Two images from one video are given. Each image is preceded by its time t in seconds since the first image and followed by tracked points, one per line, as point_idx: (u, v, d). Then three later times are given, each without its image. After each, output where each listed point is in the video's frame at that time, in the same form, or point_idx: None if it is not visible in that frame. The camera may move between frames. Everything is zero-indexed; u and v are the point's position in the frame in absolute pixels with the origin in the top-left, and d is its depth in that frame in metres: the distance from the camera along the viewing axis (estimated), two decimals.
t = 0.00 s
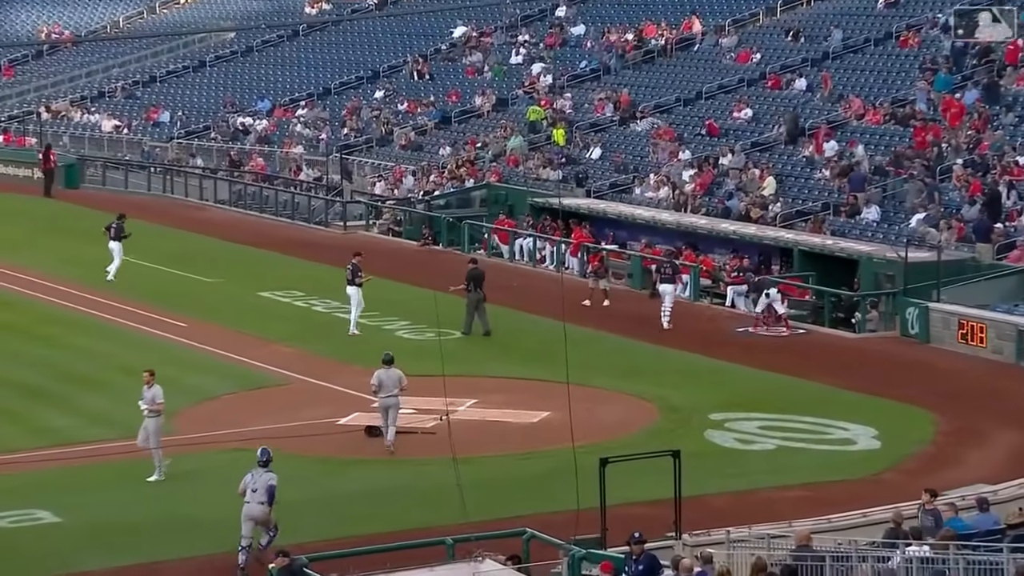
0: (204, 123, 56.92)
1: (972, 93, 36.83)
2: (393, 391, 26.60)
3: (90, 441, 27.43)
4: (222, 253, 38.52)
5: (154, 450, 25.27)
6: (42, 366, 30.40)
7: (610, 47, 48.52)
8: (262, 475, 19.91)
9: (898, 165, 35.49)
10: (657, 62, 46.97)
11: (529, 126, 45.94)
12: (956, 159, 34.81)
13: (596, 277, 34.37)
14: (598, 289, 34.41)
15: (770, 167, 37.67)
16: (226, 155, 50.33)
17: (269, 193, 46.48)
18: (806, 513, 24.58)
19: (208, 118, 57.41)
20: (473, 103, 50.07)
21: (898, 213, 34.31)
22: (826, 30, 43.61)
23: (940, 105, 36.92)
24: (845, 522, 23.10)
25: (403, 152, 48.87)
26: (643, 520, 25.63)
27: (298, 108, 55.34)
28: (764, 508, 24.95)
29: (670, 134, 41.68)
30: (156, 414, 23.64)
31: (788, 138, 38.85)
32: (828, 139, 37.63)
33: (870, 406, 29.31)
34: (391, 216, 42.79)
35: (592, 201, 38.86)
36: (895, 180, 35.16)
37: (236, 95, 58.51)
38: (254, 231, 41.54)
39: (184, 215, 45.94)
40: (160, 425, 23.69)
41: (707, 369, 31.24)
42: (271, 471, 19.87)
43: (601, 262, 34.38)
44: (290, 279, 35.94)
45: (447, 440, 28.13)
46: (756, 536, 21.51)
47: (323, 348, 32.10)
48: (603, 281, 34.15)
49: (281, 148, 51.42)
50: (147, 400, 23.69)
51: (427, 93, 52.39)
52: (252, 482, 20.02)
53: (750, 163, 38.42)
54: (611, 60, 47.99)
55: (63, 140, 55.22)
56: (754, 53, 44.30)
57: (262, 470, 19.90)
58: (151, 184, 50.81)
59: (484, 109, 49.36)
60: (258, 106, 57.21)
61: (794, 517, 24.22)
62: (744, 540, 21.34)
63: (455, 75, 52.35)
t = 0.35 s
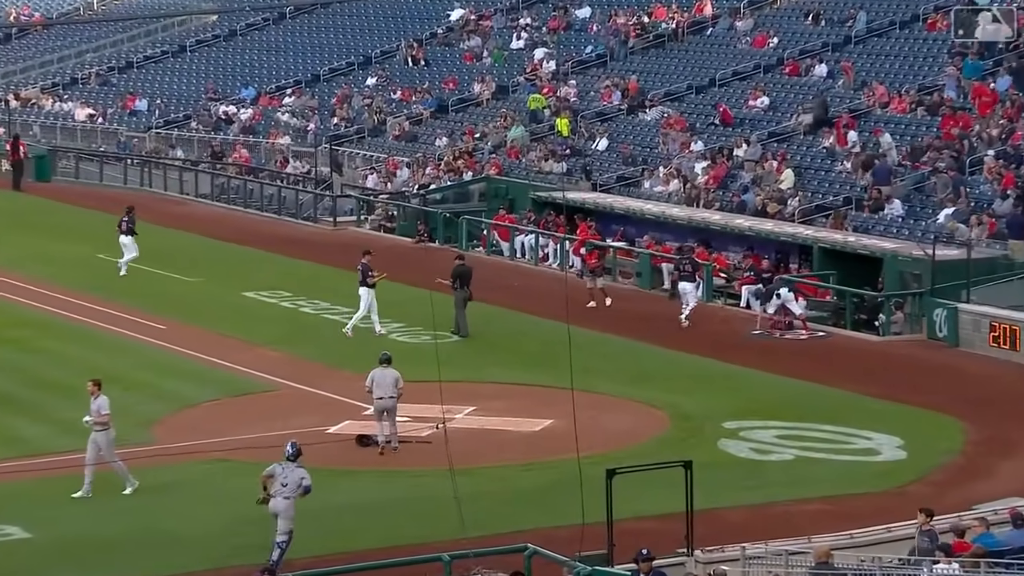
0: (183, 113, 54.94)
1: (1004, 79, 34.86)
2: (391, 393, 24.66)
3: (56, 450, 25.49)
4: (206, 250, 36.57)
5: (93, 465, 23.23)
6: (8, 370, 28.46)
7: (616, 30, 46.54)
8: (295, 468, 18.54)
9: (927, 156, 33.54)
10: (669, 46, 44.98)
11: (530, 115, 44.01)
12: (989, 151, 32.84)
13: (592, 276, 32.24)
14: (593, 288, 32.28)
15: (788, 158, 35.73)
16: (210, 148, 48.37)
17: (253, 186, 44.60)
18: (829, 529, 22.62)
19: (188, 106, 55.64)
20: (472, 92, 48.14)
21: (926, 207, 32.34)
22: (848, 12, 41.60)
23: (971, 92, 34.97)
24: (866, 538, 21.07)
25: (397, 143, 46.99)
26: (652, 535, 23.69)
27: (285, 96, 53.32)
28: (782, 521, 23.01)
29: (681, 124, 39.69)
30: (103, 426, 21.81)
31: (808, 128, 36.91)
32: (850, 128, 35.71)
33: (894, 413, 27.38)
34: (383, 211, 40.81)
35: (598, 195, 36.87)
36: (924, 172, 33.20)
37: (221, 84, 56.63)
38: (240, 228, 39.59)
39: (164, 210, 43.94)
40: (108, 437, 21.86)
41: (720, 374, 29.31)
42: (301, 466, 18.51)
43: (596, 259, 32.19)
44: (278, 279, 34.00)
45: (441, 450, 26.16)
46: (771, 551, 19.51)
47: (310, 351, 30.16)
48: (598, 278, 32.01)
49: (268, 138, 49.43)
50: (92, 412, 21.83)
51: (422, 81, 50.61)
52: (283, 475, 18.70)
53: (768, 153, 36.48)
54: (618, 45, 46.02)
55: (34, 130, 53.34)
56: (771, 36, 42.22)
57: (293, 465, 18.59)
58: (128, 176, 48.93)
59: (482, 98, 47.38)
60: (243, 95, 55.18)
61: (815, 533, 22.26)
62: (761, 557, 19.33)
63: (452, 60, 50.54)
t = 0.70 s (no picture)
0: (166, 101, 52.84)
1: None
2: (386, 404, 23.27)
3: (23, 459, 23.76)
4: (191, 248, 34.83)
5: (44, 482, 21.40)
6: None
7: (624, 14, 44.93)
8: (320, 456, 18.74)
9: (955, 148, 31.89)
10: (680, 31, 43.35)
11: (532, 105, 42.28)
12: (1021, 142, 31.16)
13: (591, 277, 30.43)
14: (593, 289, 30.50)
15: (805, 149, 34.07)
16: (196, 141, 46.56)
17: (240, 180, 42.91)
18: (854, 543, 20.92)
19: (169, 94, 53.54)
20: (471, 79, 46.38)
21: (953, 203, 30.67)
22: None
23: (1001, 80, 33.32)
24: (892, 553, 19.35)
25: (391, 134, 44.94)
26: (663, 551, 21.97)
27: (273, 84, 51.36)
28: (803, 535, 21.28)
29: (694, 113, 37.95)
30: (51, 434, 19.95)
31: (829, 119, 35.36)
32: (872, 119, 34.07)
33: (919, 420, 25.70)
34: (376, 207, 39.17)
35: (606, 189, 35.12)
36: (951, 165, 31.55)
37: (208, 74, 54.77)
38: (227, 225, 37.84)
39: (145, 205, 42.12)
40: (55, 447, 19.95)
41: (734, 379, 27.60)
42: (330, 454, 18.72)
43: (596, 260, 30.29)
44: (267, 279, 32.28)
45: (437, 460, 24.44)
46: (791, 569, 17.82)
47: (299, 355, 28.45)
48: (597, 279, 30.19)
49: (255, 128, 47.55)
50: (38, 419, 19.99)
51: (418, 68, 48.99)
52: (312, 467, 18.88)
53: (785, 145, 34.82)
54: (626, 31, 44.39)
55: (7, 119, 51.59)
56: (788, 21, 40.60)
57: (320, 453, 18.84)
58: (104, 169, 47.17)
59: (482, 87, 45.68)
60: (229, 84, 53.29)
61: (839, 548, 20.55)
62: None
63: (451, 46, 48.99)
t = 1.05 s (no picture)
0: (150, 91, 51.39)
1: None
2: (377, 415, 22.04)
3: None
4: (179, 247, 33.32)
5: None
6: None
7: None
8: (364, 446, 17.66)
9: (986, 141, 30.52)
10: (694, 18, 41.95)
11: (536, 95, 40.75)
12: None
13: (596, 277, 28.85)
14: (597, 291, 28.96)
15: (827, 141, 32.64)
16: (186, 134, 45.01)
17: (231, 174, 41.49)
18: (883, 558, 19.43)
19: (154, 83, 52.21)
20: (474, 68, 45.01)
21: (983, 198, 29.40)
22: None
23: None
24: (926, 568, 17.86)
25: (389, 125, 43.34)
26: (677, 566, 20.47)
27: (266, 72, 49.88)
28: (825, 549, 19.79)
29: (709, 103, 36.21)
30: None
31: (852, 109, 33.88)
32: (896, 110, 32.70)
33: (947, 427, 24.23)
34: (373, 202, 37.69)
35: (617, 184, 33.61)
36: (981, 157, 30.27)
37: (198, 63, 53.23)
38: (218, 222, 36.34)
39: (131, 199, 40.58)
40: None
41: (751, 384, 26.12)
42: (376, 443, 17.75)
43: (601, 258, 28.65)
44: (259, 279, 30.79)
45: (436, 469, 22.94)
46: None
47: (292, 359, 26.98)
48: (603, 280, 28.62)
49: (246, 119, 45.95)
50: None
51: (418, 57, 47.54)
52: (350, 453, 17.82)
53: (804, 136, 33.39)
54: (638, 17, 42.97)
55: None
56: (809, 7, 39.27)
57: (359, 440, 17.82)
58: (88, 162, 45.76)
59: (485, 76, 44.29)
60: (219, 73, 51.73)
61: (867, 563, 19.06)
62: None
63: (453, 33, 47.62)
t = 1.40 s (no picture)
0: (136, 79, 50.05)
1: None
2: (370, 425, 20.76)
3: None
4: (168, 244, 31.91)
5: None
6: None
7: None
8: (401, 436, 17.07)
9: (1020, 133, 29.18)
10: (708, 3, 40.59)
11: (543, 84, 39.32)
12: None
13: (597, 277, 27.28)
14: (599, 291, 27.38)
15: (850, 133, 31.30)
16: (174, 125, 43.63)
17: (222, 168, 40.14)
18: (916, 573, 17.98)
19: (140, 71, 50.92)
20: (477, 55, 43.65)
21: (1017, 193, 28.06)
22: None
23: None
24: None
25: (388, 115, 41.99)
26: None
27: (257, 60, 48.57)
28: (852, 565, 18.34)
29: (727, 93, 35.07)
30: None
31: (878, 98, 32.58)
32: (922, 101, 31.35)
33: (979, 435, 22.80)
34: (371, 197, 36.21)
35: (628, 178, 32.19)
36: (1014, 149, 29.00)
37: (186, 50, 51.87)
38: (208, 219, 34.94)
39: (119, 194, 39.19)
40: None
41: (769, 389, 24.69)
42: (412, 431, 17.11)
43: (602, 257, 27.05)
44: (252, 279, 29.38)
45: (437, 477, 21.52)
46: None
47: (286, 361, 25.56)
48: (605, 280, 27.04)
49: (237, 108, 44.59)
50: None
51: (419, 43, 46.17)
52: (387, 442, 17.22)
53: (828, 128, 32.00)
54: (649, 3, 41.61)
55: None
56: None
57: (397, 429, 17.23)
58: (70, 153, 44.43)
59: (490, 64, 42.86)
60: (209, 60, 50.40)
61: None
62: None
63: (455, 18, 46.26)
